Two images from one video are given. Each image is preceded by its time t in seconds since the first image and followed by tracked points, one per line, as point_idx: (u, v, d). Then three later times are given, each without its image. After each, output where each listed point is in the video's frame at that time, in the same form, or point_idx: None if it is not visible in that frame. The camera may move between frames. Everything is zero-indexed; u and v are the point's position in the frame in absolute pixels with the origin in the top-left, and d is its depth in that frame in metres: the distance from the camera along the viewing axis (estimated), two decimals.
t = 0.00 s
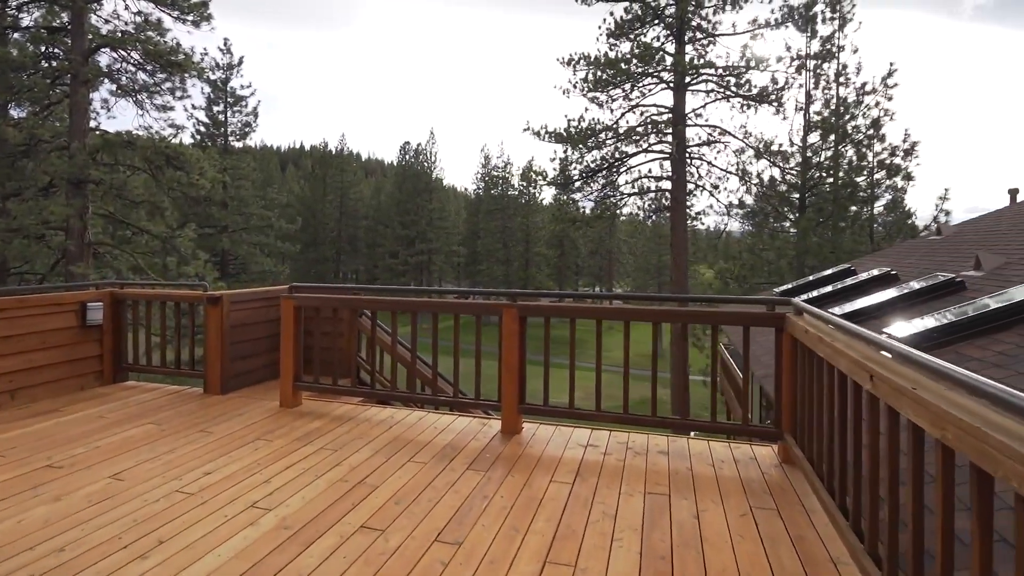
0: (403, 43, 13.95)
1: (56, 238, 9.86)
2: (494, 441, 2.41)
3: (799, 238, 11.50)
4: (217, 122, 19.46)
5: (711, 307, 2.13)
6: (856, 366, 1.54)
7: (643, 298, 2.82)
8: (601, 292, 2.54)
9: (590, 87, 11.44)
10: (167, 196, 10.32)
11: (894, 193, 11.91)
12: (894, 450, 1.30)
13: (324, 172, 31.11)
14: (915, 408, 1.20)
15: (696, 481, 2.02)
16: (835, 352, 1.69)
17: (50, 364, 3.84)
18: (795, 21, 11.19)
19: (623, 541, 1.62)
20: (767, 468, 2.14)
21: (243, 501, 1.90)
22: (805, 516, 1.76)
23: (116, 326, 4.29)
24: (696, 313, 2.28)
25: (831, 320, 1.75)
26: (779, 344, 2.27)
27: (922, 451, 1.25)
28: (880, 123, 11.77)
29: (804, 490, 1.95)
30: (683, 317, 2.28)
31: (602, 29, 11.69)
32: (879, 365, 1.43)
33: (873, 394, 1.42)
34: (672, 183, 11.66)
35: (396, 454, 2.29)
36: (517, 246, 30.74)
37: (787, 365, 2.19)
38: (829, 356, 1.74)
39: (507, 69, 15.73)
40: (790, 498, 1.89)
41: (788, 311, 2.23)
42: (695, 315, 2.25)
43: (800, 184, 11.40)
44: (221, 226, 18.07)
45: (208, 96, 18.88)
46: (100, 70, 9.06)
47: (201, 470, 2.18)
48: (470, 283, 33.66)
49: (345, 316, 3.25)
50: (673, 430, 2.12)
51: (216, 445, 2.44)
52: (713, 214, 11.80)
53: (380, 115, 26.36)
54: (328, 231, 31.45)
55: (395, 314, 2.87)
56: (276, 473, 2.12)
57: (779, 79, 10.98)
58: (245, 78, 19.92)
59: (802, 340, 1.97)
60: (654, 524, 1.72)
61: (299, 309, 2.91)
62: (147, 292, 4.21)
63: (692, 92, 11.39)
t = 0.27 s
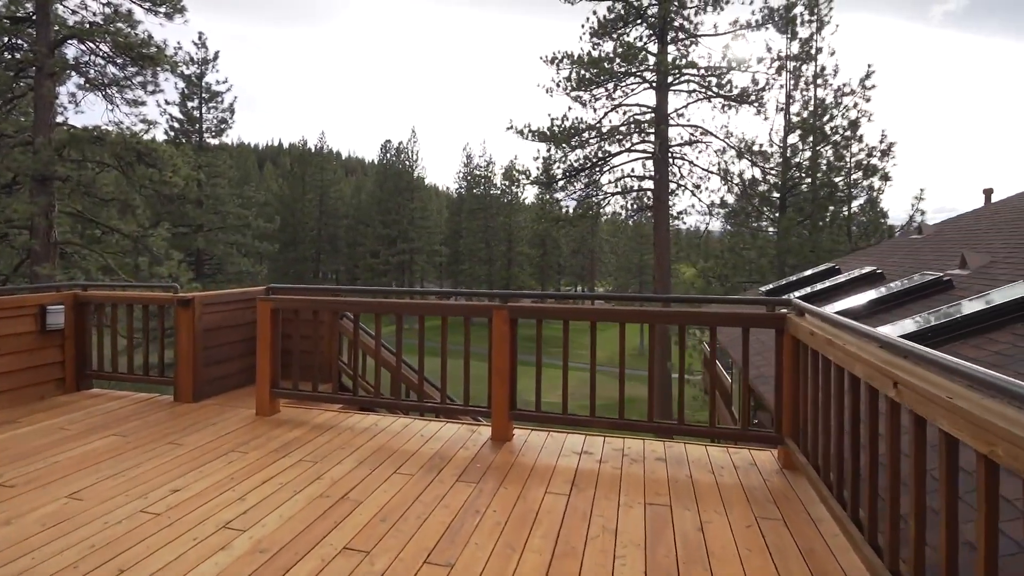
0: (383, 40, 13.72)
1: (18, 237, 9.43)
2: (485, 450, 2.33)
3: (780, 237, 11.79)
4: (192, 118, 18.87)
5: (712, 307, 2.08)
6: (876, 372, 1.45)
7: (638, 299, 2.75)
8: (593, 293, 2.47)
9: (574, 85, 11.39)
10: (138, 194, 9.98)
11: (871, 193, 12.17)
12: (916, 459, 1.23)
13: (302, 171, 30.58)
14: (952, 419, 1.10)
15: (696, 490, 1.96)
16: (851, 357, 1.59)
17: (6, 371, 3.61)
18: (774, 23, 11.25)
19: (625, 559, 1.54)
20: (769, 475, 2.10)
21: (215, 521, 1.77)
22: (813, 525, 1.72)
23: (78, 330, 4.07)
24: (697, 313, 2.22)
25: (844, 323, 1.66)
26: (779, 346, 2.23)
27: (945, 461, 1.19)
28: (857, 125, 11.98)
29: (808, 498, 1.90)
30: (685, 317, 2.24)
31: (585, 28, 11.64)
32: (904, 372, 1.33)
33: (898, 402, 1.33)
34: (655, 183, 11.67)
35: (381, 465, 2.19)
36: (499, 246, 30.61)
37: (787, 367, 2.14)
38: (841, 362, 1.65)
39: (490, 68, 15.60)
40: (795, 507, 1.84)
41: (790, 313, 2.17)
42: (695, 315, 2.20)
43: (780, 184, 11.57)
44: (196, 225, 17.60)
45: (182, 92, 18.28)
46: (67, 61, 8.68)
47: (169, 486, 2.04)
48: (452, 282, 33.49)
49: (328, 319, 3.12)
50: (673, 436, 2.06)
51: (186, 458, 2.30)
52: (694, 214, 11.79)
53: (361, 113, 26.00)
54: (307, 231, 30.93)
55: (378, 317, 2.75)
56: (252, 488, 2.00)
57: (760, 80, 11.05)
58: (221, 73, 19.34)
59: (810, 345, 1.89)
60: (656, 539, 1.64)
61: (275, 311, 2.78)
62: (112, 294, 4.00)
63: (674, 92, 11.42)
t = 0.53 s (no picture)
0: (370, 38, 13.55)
1: None
2: (479, 460, 2.25)
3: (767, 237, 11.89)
4: (173, 116, 18.37)
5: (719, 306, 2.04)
6: (907, 382, 1.38)
7: (634, 301, 2.68)
8: (589, 295, 2.39)
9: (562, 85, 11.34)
10: (116, 193, 9.71)
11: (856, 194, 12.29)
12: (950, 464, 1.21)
13: (287, 170, 30.18)
14: (1002, 435, 1.02)
15: (703, 502, 1.90)
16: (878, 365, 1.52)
17: None
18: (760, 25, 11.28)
19: None
20: (778, 484, 2.05)
21: (190, 542, 1.66)
22: (826, 537, 1.67)
23: (46, 335, 3.90)
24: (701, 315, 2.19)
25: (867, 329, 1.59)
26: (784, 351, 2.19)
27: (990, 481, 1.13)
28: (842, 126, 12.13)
29: (820, 510, 1.85)
30: (688, 319, 2.19)
31: (573, 28, 11.59)
32: (942, 383, 1.26)
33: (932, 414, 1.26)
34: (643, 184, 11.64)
35: (369, 478, 2.10)
36: (487, 246, 30.47)
37: (794, 376, 2.12)
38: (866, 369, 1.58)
39: (478, 67, 15.50)
40: (806, 519, 1.79)
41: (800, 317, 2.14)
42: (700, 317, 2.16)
43: (770, 184, 11.60)
44: (178, 225, 17.23)
45: (162, 88, 17.84)
46: (41, 54, 8.36)
47: (141, 504, 1.91)
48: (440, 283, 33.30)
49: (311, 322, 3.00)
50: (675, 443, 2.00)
51: (159, 473, 2.17)
52: (682, 214, 11.81)
53: (347, 112, 25.72)
54: (293, 231, 30.52)
55: (366, 320, 2.64)
56: (231, 505, 1.89)
57: (746, 82, 11.07)
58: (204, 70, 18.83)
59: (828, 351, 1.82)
60: (665, 557, 1.57)
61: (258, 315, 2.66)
62: (81, 297, 3.83)
63: (661, 93, 11.42)
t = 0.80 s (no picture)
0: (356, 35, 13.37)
1: None
2: (478, 469, 2.19)
3: (757, 236, 11.92)
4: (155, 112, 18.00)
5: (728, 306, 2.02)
6: (947, 391, 1.31)
7: (634, 303, 2.61)
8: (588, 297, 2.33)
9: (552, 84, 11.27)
10: (95, 191, 9.44)
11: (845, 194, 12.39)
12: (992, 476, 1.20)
13: (273, 169, 29.78)
14: None
15: (716, 514, 1.84)
16: (911, 372, 1.46)
17: None
18: (751, 25, 11.17)
19: None
20: (791, 494, 2.01)
21: (166, 565, 1.55)
22: (846, 550, 1.63)
23: (16, 339, 3.72)
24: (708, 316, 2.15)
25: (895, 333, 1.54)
26: (797, 354, 2.15)
27: None
28: (828, 127, 12.24)
29: (836, 521, 1.82)
30: (694, 321, 2.15)
31: (563, 27, 11.53)
32: (990, 393, 1.19)
33: (980, 426, 1.19)
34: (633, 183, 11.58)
35: (361, 491, 2.01)
36: (476, 246, 30.34)
37: (804, 379, 2.08)
38: (896, 375, 1.52)
39: (467, 65, 15.39)
40: (823, 530, 1.75)
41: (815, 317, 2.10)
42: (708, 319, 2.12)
43: (761, 183, 11.63)
44: (160, 224, 16.88)
45: (144, 84, 17.42)
46: (15, 48, 8.07)
47: (112, 524, 1.79)
48: (428, 283, 33.10)
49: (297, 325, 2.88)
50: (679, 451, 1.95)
51: (132, 488, 2.05)
52: (672, 214, 11.72)
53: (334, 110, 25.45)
54: (279, 230, 30.13)
55: (357, 323, 2.54)
56: (211, 524, 1.77)
57: (737, 82, 11.02)
58: (187, 66, 18.50)
59: (849, 354, 1.76)
60: None
61: (241, 317, 2.54)
62: (53, 298, 3.66)
63: (652, 92, 11.36)
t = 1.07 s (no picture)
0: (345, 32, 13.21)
1: None
2: (477, 484, 2.11)
3: (751, 236, 11.88)
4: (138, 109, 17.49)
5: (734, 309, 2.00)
6: (999, 404, 1.22)
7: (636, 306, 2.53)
8: (588, 300, 2.26)
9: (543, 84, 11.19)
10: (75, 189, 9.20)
11: (835, 194, 12.49)
12: None
13: (261, 167, 29.41)
14: None
15: (734, 534, 1.79)
16: (956, 383, 1.37)
17: None
18: (742, 25, 11.19)
19: None
20: (811, 509, 1.97)
21: None
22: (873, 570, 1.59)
23: None
24: (715, 320, 2.11)
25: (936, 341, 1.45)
26: (814, 360, 2.11)
27: None
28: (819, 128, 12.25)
29: (860, 538, 1.78)
30: (698, 325, 2.11)
31: (555, 25, 11.44)
32: None
33: None
34: (624, 183, 11.50)
35: (352, 508, 1.91)
36: (466, 246, 30.20)
37: (822, 385, 2.05)
38: (936, 386, 1.44)
39: (458, 64, 15.29)
40: (847, 549, 1.71)
41: (835, 323, 2.03)
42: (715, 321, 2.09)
43: (751, 183, 11.66)
44: (144, 223, 16.55)
45: (126, 81, 16.99)
46: None
47: (79, 550, 1.66)
48: (418, 283, 32.91)
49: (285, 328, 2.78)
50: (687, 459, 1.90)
51: (100, 509, 1.92)
52: (662, 214, 11.65)
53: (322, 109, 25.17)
54: (266, 229, 29.78)
55: (347, 327, 2.42)
56: (188, 549, 1.66)
57: (728, 81, 10.97)
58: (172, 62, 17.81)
59: (882, 362, 1.68)
60: None
61: (223, 321, 2.43)
62: (25, 300, 3.48)
63: (644, 92, 11.28)
